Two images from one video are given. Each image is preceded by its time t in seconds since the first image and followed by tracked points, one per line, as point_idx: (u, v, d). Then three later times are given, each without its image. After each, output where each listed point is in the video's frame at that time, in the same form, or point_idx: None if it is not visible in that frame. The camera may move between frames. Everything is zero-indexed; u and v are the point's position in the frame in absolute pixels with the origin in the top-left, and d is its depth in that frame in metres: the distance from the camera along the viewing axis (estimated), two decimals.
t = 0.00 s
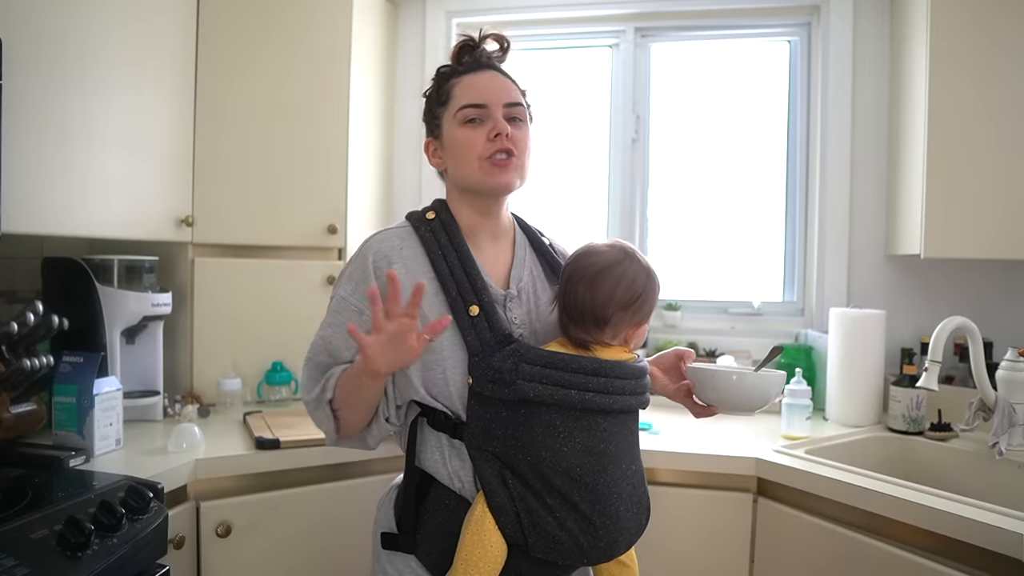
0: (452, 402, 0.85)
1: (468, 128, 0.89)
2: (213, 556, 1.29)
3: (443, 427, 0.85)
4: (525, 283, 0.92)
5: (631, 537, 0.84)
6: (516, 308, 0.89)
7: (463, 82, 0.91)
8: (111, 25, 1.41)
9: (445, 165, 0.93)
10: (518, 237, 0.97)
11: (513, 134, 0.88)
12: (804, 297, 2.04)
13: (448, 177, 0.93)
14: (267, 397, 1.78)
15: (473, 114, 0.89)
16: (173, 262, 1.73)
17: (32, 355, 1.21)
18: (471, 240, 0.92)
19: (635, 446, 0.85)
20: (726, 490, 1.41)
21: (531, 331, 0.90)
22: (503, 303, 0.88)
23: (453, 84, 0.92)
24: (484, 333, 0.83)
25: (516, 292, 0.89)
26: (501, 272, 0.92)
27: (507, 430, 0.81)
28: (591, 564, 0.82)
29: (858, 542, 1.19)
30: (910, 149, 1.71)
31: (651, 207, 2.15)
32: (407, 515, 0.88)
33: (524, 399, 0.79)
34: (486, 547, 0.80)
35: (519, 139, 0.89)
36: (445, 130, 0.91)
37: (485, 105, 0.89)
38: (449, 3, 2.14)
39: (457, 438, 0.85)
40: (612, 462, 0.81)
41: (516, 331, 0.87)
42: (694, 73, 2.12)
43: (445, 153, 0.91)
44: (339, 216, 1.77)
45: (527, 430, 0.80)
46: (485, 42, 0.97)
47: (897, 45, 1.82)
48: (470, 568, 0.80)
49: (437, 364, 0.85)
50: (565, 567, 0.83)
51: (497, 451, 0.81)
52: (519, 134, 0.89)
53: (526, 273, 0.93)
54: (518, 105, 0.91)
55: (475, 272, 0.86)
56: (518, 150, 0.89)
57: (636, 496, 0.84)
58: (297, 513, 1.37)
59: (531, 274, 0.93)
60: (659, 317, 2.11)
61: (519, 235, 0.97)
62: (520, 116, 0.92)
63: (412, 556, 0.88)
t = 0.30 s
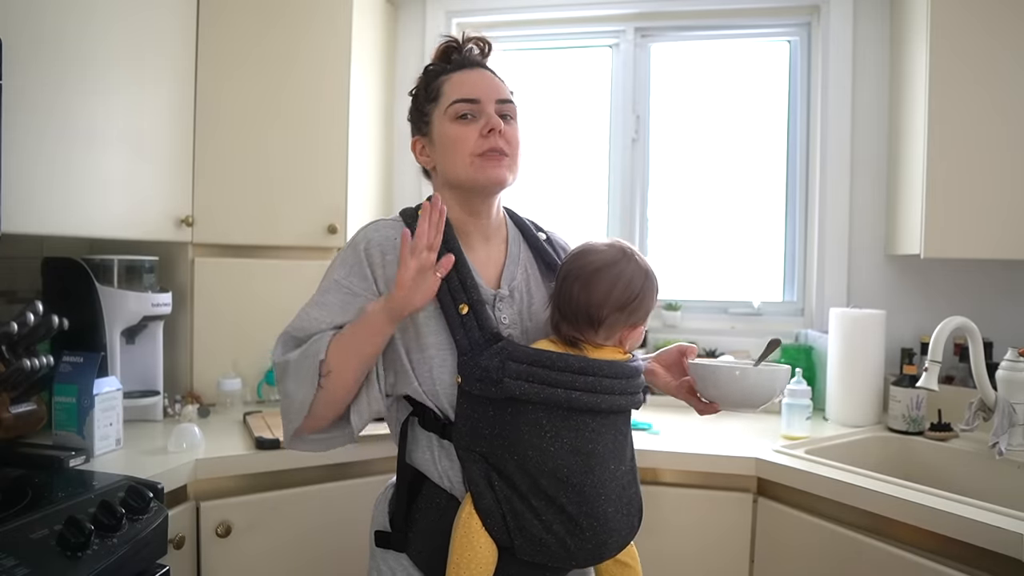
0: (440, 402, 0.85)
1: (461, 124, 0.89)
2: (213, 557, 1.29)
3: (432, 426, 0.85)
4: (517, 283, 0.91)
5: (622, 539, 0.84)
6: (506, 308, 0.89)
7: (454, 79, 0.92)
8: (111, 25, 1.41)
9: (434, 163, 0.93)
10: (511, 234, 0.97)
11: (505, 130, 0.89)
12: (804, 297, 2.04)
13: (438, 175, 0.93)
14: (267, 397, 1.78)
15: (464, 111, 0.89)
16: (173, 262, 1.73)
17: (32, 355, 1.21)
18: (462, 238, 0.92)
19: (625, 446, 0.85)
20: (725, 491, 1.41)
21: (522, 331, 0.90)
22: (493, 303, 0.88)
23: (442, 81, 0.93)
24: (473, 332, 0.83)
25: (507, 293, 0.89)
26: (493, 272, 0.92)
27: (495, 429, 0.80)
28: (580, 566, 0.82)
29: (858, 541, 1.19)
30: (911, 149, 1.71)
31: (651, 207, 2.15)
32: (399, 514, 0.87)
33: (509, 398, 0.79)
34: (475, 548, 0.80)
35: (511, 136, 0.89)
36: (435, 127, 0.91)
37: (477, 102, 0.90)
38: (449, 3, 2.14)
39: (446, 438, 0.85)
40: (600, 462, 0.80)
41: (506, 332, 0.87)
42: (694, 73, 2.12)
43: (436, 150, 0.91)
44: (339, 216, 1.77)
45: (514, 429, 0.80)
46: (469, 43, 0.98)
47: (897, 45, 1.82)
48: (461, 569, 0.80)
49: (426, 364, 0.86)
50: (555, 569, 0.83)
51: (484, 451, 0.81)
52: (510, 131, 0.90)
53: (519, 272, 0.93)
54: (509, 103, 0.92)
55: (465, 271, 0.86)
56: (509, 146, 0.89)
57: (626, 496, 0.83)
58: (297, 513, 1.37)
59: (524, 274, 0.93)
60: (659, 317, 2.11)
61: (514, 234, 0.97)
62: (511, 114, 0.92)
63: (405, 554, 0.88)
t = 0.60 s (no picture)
0: (445, 400, 0.86)
1: (485, 130, 0.89)
2: (213, 557, 1.29)
3: (434, 425, 0.85)
4: (525, 285, 0.92)
5: (622, 543, 0.83)
6: (514, 310, 0.89)
7: (479, 83, 0.91)
8: (111, 24, 1.41)
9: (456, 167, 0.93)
10: (521, 239, 0.97)
11: (529, 139, 0.89)
12: (804, 297, 2.04)
13: (459, 179, 0.93)
14: (267, 397, 1.78)
15: (489, 116, 0.89)
16: (173, 262, 1.73)
17: (32, 355, 1.21)
18: (474, 239, 0.92)
19: (627, 450, 0.85)
20: (725, 491, 1.41)
21: (528, 333, 0.90)
22: (502, 304, 0.88)
23: (468, 84, 0.92)
24: (479, 331, 0.83)
25: (515, 294, 0.89)
26: (502, 273, 0.92)
27: (498, 429, 0.81)
28: (580, 568, 0.81)
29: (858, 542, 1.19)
30: (910, 149, 1.71)
31: (651, 207, 2.15)
32: (397, 514, 0.87)
33: (514, 397, 0.79)
34: (477, 546, 0.80)
35: (534, 144, 0.90)
36: (460, 131, 0.90)
37: (503, 109, 0.89)
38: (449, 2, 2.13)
39: (449, 437, 0.85)
40: (603, 464, 0.81)
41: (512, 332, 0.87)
42: (694, 73, 2.12)
43: (459, 155, 0.91)
44: (339, 216, 1.77)
45: (518, 429, 0.80)
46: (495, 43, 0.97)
47: (897, 45, 1.82)
48: (463, 569, 0.80)
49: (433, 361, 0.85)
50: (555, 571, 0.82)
51: (487, 451, 0.81)
52: (533, 139, 0.90)
53: (526, 275, 0.93)
54: (533, 110, 0.92)
55: (475, 270, 0.86)
56: (532, 155, 0.89)
57: (627, 500, 0.84)
58: (297, 513, 1.37)
59: (531, 277, 0.94)
60: (659, 317, 2.11)
61: (523, 237, 0.97)
62: (535, 121, 0.93)
63: (402, 555, 0.87)
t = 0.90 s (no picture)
0: (454, 394, 0.86)
1: (491, 131, 0.88)
2: (213, 557, 1.30)
3: (443, 419, 0.86)
4: (531, 283, 0.92)
5: (632, 536, 0.83)
6: (520, 306, 0.89)
7: (486, 83, 0.90)
8: (111, 25, 1.41)
9: (461, 167, 0.92)
10: (525, 239, 0.97)
11: (535, 141, 0.89)
12: (804, 297, 2.04)
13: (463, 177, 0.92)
14: (267, 397, 1.78)
15: (496, 118, 0.89)
16: (173, 262, 1.73)
17: (32, 355, 1.21)
18: (479, 237, 0.92)
19: (637, 444, 0.85)
20: (726, 490, 1.41)
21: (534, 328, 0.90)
22: (508, 300, 0.88)
23: (474, 83, 0.91)
24: (489, 324, 0.83)
25: (521, 290, 0.90)
26: (507, 270, 0.92)
27: (509, 420, 0.81)
28: (590, 562, 0.81)
29: (858, 541, 1.19)
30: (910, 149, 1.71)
31: (651, 207, 2.15)
32: (404, 513, 0.87)
33: (527, 387, 0.80)
34: (485, 540, 0.79)
35: (539, 146, 0.90)
36: (466, 132, 0.90)
37: (509, 110, 0.89)
38: (449, 2, 2.13)
39: (459, 431, 0.85)
40: (614, 456, 0.81)
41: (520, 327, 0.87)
42: (694, 73, 2.12)
43: (464, 154, 0.91)
44: (339, 216, 1.77)
45: (530, 419, 0.80)
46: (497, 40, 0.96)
47: (897, 45, 1.82)
48: (471, 566, 0.79)
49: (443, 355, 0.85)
50: (564, 566, 0.82)
51: (498, 443, 0.81)
52: (538, 140, 0.90)
53: (532, 274, 0.93)
54: (538, 112, 0.92)
55: (482, 266, 0.86)
56: (537, 157, 0.89)
57: (637, 494, 0.84)
58: (297, 513, 1.37)
59: (537, 275, 0.93)
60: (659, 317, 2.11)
61: (527, 237, 0.97)
62: (538, 123, 0.93)
63: (410, 553, 0.87)
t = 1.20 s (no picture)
0: (455, 413, 0.86)
1: (487, 148, 0.88)
2: (213, 557, 1.29)
3: (447, 439, 0.85)
4: (526, 292, 0.92)
5: (641, 538, 0.84)
6: (518, 318, 0.89)
7: (479, 98, 0.89)
8: (111, 25, 1.41)
9: (456, 182, 0.92)
10: (519, 245, 0.97)
11: (531, 157, 0.89)
12: (804, 297, 2.04)
13: (458, 194, 0.92)
14: (267, 397, 1.77)
15: (492, 134, 0.88)
16: (173, 262, 1.73)
17: (32, 355, 1.20)
18: (474, 253, 0.92)
19: (639, 449, 0.85)
20: (726, 491, 1.41)
21: (532, 340, 0.90)
22: (505, 313, 0.88)
23: (466, 97, 0.90)
24: (483, 344, 0.83)
25: (518, 302, 0.90)
26: (503, 282, 0.92)
27: (509, 440, 0.81)
28: (602, 567, 0.82)
29: (858, 541, 1.19)
30: (910, 148, 1.71)
31: (651, 207, 2.15)
32: (415, 528, 0.87)
33: (521, 409, 0.80)
34: (497, 555, 0.80)
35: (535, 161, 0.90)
36: (460, 148, 0.89)
37: (503, 126, 0.88)
38: (449, 2, 2.13)
39: (462, 450, 0.85)
40: (615, 467, 0.81)
41: (518, 341, 0.88)
42: (695, 73, 2.12)
43: (459, 171, 0.90)
44: (339, 216, 1.77)
45: (529, 439, 0.80)
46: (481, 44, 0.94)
47: (897, 44, 1.82)
48: None
49: (442, 376, 0.85)
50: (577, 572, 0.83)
51: (501, 462, 0.81)
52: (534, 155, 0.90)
53: (528, 281, 0.93)
54: (532, 124, 0.91)
55: (475, 284, 0.86)
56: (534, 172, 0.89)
57: (643, 497, 0.84)
58: (297, 513, 1.37)
59: (533, 282, 0.94)
60: (659, 317, 2.10)
61: (521, 245, 0.97)
62: (533, 135, 0.92)
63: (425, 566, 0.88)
